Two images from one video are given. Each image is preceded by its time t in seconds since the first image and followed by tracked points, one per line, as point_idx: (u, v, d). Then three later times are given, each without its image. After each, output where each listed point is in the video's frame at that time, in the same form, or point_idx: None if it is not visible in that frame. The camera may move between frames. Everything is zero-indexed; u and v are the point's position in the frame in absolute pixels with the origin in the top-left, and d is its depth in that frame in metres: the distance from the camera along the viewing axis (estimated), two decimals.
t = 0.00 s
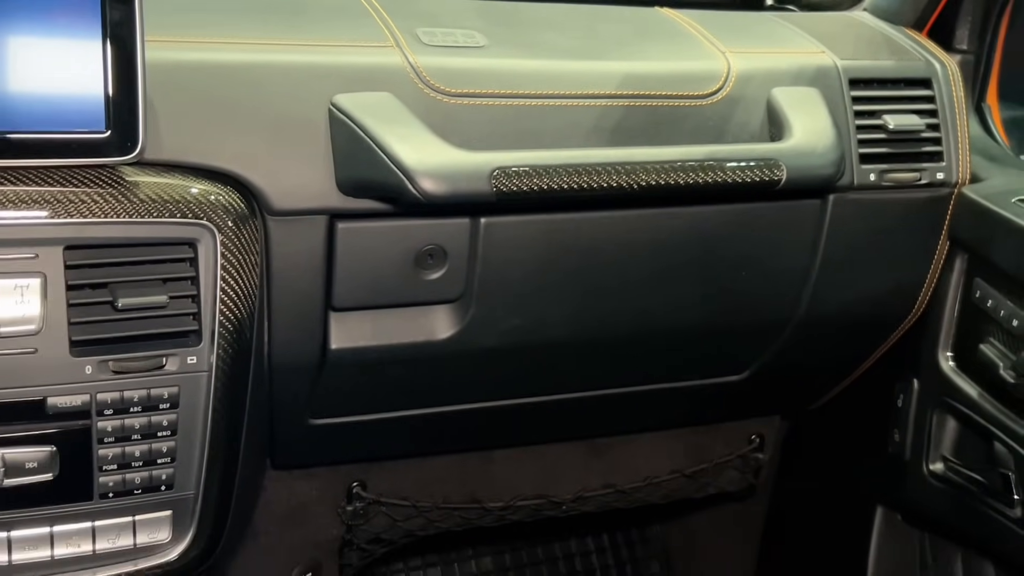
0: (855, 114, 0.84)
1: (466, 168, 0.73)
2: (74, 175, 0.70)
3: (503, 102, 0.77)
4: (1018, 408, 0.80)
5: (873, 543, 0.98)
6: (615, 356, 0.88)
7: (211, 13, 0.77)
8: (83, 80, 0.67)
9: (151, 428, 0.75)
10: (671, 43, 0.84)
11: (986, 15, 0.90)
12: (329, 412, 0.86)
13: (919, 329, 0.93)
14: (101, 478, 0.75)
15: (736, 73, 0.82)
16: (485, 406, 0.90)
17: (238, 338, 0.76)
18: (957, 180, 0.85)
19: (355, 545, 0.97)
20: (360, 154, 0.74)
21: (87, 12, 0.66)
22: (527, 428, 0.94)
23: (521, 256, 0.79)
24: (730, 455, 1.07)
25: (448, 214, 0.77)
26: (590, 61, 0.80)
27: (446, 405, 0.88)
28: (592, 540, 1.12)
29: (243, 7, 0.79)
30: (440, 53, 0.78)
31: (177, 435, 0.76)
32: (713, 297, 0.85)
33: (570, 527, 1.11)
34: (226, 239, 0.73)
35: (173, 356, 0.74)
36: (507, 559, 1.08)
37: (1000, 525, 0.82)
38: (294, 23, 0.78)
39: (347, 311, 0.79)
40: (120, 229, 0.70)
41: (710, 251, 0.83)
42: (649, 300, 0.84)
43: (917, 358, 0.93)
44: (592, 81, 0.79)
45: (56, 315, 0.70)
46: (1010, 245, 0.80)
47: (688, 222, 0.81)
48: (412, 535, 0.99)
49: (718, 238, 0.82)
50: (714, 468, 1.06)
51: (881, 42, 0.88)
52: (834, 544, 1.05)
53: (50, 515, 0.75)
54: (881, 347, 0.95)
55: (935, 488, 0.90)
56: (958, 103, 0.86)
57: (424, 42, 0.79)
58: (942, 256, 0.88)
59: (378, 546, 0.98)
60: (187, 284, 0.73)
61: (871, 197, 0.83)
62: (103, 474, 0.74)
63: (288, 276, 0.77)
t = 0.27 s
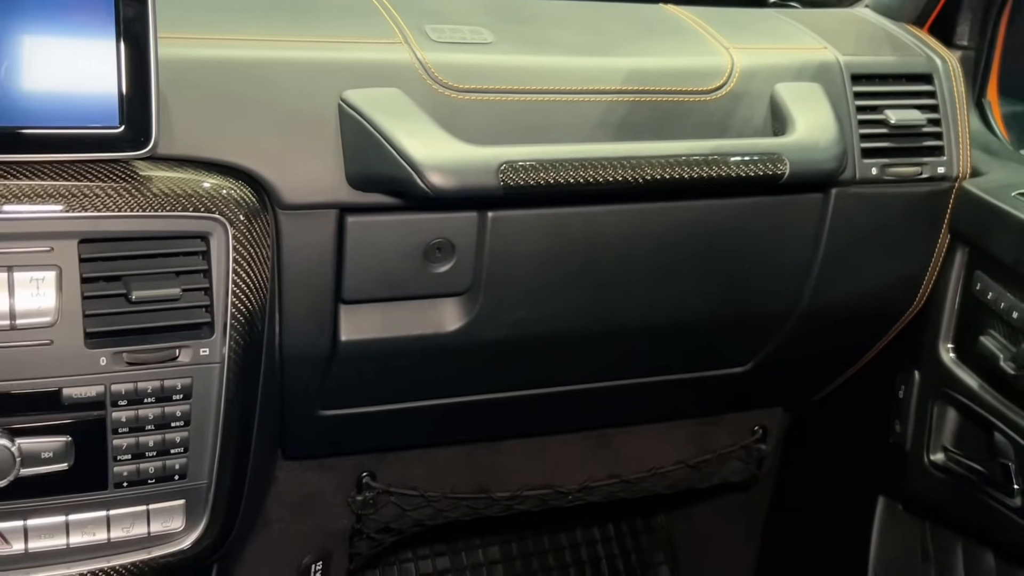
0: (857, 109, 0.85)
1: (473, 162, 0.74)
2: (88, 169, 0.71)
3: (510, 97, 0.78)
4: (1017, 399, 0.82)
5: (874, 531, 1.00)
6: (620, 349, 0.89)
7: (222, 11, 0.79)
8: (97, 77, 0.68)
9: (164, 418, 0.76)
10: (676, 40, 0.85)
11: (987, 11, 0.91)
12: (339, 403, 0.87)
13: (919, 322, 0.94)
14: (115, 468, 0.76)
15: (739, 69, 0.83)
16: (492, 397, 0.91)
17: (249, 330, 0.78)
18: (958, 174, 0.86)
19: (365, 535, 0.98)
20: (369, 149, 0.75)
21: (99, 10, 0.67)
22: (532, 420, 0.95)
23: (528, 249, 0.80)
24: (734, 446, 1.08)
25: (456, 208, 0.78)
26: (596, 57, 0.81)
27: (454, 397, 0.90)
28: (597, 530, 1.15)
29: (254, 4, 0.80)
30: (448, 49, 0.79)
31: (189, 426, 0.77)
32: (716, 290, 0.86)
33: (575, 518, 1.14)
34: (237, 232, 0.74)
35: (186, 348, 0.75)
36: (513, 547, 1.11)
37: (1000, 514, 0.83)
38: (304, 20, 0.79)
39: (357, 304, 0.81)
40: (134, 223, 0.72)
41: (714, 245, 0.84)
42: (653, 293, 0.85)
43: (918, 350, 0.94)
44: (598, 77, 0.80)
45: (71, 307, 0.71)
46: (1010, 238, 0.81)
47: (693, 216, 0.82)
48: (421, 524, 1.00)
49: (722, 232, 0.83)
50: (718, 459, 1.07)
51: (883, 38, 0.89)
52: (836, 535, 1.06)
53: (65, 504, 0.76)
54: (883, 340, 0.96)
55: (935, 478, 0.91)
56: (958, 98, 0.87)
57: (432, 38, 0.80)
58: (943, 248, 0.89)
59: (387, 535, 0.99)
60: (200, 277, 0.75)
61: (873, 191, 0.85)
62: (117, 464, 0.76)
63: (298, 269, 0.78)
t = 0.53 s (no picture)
0: (854, 109, 0.87)
1: (481, 161, 0.76)
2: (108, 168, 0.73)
3: (516, 98, 0.81)
4: (1009, 391, 0.84)
5: (869, 520, 1.02)
6: (623, 342, 0.92)
7: (236, 15, 0.81)
8: (117, 79, 0.70)
9: (182, 410, 0.79)
10: (677, 42, 0.87)
11: (979, 14, 0.94)
12: (351, 395, 0.90)
13: (914, 315, 0.96)
14: (135, 458, 0.78)
15: (739, 71, 0.85)
16: (498, 390, 0.93)
17: (264, 325, 0.80)
18: (951, 172, 0.89)
19: (376, 522, 1.01)
20: (380, 149, 0.77)
21: (121, 16, 0.70)
22: (537, 412, 0.98)
23: (533, 246, 0.83)
24: (734, 436, 1.10)
25: (465, 206, 0.81)
26: (600, 59, 0.83)
27: (461, 389, 0.92)
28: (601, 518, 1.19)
29: (267, 8, 0.83)
30: (456, 52, 0.82)
31: (206, 417, 0.79)
32: (717, 285, 0.89)
33: (582, 505, 1.17)
34: (252, 229, 0.77)
35: (203, 342, 0.78)
36: (519, 534, 1.14)
37: (993, 503, 0.86)
38: (316, 24, 0.82)
39: (368, 299, 0.83)
40: (152, 220, 0.74)
41: (715, 241, 0.86)
42: (656, 287, 0.87)
43: (913, 343, 0.96)
44: (601, 79, 0.82)
45: (92, 302, 0.74)
46: (1002, 234, 0.83)
47: (693, 213, 0.84)
48: (431, 512, 1.02)
49: (722, 228, 0.85)
50: (718, 448, 1.10)
51: (879, 39, 0.92)
52: (832, 523, 1.08)
53: (87, 493, 0.78)
54: (880, 333, 0.99)
55: (929, 467, 0.94)
56: (952, 98, 0.90)
57: (441, 41, 0.82)
58: (937, 244, 0.92)
59: (398, 522, 1.02)
60: (216, 273, 0.77)
61: (869, 189, 0.87)
62: (136, 454, 0.78)
63: (311, 265, 0.81)
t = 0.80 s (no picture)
0: (856, 107, 0.88)
1: (485, 159, 0.77)
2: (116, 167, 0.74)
3: (520, 97, 0.81)
4: (1010, 386, 0.85)
5: (871, 516, 1.03)
6: (626, 338, 0.92)
7: (242, 13, 0.82)
8: (125, 78, 0.71)
9: (190, 406, 0.79)
10: (680, 39, 0.88)
11: (980, 11, 0.95)
12: (358, 390, 0.90)
13: (915, 311, 0.97)
14: (143, 453, 0.79)
15: (741, 69, 0.86)
16: (502, 385, 0.94)
17: (270, 321, 0.81)
18: (952, 169, 0.89)
19: (383, 515, 1.02)
20: (385, 147, 0.78)
21: (127, 15, 0.71)
22: (541, 407, 0.99)
23: (538, 242, 0.83)
24: (737, 431, 1.11)
25: (469, 203, 0.81)
26: (603, 58, 0.84)
27: (466, 385, 0.93)
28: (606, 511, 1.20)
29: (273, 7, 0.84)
30: (460, 50, 0.82)
31: (214, 412, 0.80)
32: (719, 281, 0.89)
33: (588, 499, 1.18)
34: (259, 227, 0.78)
35: (211, 338, 0.79)
36: (525, 528, 1.15)
37: (993, 497, 0.87)
38: (322, 22, 0.82)
39: (374, 295, 0.84)
40: (160, 218, 0.75)
41: (718, 238, 0.87)
42: (659, 283, 0.88)
43: (914, 339, 0.97)
44: (605, 77, 0.83)
45: (100, 299, 0.75)
46: (1003, 230, 0.84)
47: (696, 210, 0.85)
48: (436, 506, 1.04)
49: (725, 225, 0.86)
50: (721, 443, 1.11)
51: (880, 37, 0.92)
52: (834, 518, 1.09)
53: (96, 488, 0.79)
54: (881, 329, 0.99)
55: (930, 461, 0.95)
56: (953, 95, 0.90)
57: (445, 40, 0.83)
58: (937, 242, 0.93)
59: (404, 516, 1.03)
60: (223, 270, 0.78)
61: (871, 186, 0.88)
62: (145, 450, 0.79)
63: (318, 261, 0.82)
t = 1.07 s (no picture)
0: (863, 107, 0.88)
1: (492, 161, 0.77)
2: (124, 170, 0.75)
3: (528, 98, 0.81)
4: (1018, 387, 0.85)
5: (879, 516, 1.03)
6: (633, 339, 0.93)
7: (250, 16, 0.82)
8: (134, 81, 0.72)
9: (199, 407, 0.80)
10: (687, 41, 0.88)
11: (989, 11, 0.94)
12: (366, 391, 0.91)
13: (922, 312, 0.97)
14: (153, 455, 0.79)
15: (749, 70, 0.86)
16: (510, 386, 0.94)
17: (279, 322, 0.81)
18: (960, 170, 0.89)
19: (390, 516, 1.02)
20: (393, 149, 0.78)
21: (136, 17, 0.71)
22: (549, 407, 0.99)
23: (545, 244, 0.84)
24: (744, 431, 1.11)
25: (477, 206, 0.82)
26: (610, 59, 0.84)
27: (473, 385, 0.93)
28: (613, 511, 1.20)
29: (281, 9, 0.84)
30: (468, 52, 0.82)
31: (223, 414, 0.81)
32: (726, 281, 0.89)
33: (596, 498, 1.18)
34: (267, 229, 0.78)
35: (219, 340, 0.79)
36: (533, 528, 1.16)
37: (1001, 497, 0.86)
38: (330, 25, 0.83)
39: (382, 297, 0.84)
40: (169, 221, 0.76)
41: (725, 239, 0.87)
42: (666, 284, 0.88)
43: (921, 340, 0.97)
44: (612, 78, 0.83)
45: (110, 301, 0.75)
46: (1011, 231, 0.84)
47: (703, 212, 0.85)
48: (444, 505, 1.04)
49: (731, 227, 0.86)
50: (728, 442, 1.10)
51: (888, 38, 0.92)
52: (841, 517, 1.09)
53: (106, 489, 0.79)
54: (889, 329, 0.99)
55: (937, 461, 0.95)
56: (960, 96, 0.90)
57: (453, 42, 0.83)
58: (945, 243, 0.92)
59: (412, 517, 1.03)
60: (232, 272, 0.78)
61: (878, 187, 0.88)
62: (154, 451, 0.79)
63: (326, 263, 0.82)
